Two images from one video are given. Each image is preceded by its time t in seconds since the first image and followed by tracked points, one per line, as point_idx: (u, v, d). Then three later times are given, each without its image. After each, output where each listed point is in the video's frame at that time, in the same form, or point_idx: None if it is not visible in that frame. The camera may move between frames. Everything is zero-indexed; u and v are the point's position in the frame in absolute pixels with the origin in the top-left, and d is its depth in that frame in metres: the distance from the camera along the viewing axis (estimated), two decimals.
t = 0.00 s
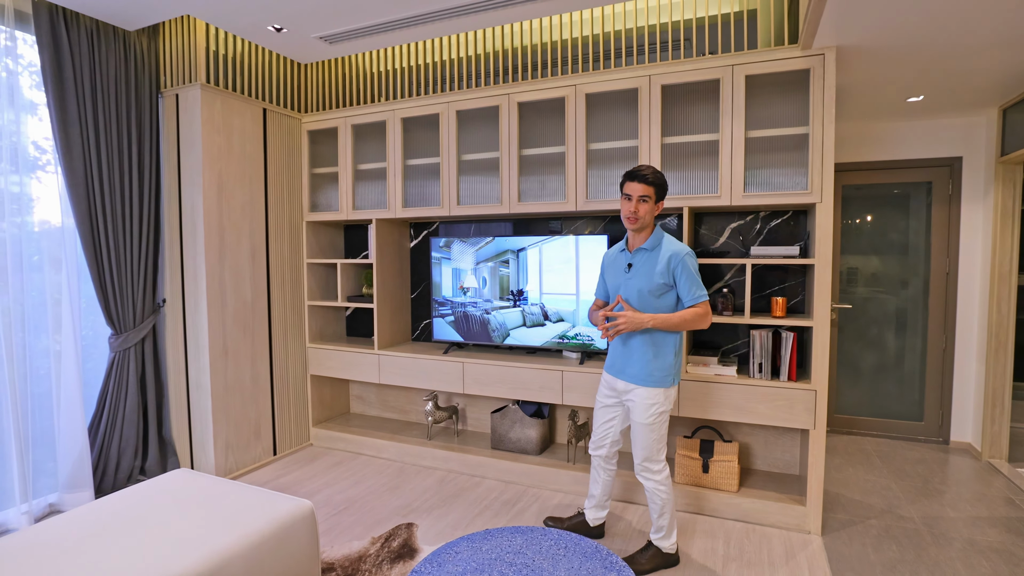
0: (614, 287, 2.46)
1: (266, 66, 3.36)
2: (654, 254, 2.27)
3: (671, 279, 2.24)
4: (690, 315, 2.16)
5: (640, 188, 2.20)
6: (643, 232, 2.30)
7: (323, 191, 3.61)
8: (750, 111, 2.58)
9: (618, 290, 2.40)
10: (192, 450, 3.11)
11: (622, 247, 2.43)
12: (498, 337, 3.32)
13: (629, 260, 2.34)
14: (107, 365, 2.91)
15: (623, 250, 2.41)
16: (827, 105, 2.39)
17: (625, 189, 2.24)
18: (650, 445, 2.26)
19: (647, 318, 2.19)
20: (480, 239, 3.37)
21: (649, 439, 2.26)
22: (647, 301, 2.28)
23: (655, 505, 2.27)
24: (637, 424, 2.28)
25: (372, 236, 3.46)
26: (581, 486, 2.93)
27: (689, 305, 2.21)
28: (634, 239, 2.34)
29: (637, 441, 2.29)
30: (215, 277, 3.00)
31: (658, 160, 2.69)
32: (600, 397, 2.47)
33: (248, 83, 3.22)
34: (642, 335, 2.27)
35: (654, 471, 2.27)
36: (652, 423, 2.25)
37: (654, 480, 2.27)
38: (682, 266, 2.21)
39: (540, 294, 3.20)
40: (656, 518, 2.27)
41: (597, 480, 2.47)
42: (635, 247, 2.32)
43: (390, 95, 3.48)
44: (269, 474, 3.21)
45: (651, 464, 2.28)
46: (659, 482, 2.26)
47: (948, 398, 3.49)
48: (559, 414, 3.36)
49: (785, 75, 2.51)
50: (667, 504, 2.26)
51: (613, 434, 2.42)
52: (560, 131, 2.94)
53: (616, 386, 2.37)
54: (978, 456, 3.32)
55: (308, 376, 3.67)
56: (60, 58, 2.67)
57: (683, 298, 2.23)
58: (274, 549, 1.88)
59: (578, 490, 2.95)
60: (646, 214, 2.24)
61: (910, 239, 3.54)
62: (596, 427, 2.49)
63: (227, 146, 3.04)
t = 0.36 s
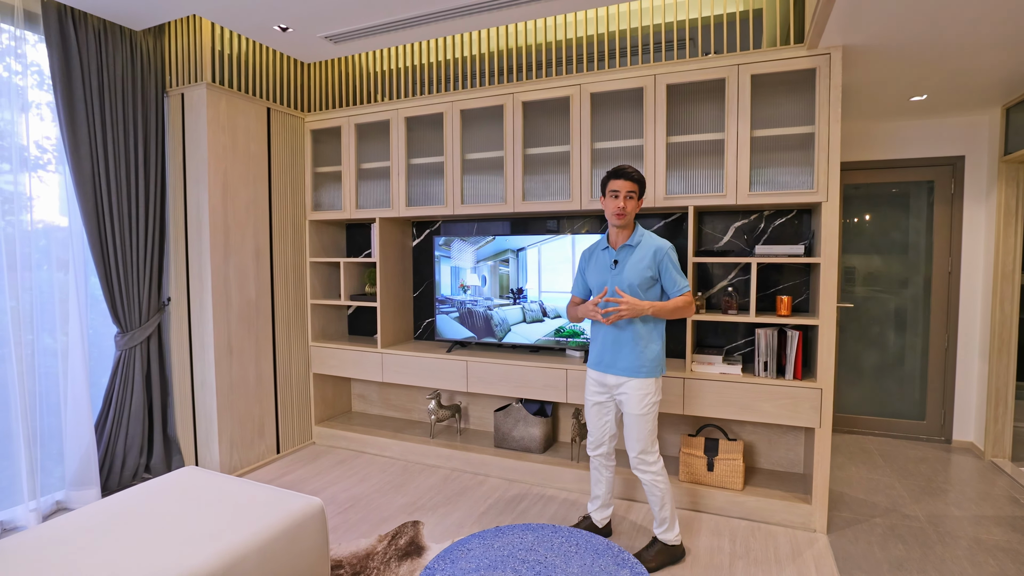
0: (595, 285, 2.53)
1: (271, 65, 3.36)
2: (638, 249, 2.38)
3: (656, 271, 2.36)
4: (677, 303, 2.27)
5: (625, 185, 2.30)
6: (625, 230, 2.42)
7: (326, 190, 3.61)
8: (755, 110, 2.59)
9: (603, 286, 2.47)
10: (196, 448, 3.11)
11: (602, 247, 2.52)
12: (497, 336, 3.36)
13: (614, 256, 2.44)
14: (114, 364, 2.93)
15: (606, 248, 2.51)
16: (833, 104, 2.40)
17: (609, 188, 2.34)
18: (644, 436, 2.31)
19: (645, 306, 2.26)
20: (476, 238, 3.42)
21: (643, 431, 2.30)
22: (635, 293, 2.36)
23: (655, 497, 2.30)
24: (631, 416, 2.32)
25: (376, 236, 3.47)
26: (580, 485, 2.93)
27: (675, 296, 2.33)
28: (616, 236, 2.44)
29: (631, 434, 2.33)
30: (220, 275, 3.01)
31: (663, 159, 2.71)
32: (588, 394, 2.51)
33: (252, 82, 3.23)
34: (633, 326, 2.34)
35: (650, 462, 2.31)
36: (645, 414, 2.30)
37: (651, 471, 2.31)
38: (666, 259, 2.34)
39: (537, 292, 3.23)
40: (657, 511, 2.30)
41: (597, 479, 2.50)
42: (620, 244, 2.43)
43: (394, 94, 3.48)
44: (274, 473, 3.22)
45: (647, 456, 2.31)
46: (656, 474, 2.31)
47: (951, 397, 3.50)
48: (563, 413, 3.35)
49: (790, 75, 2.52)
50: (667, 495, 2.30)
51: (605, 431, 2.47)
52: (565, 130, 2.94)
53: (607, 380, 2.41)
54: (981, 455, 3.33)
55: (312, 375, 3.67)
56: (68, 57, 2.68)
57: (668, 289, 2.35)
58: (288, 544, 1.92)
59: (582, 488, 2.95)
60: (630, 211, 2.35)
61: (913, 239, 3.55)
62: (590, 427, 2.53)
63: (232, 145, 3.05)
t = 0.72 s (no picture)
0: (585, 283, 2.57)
1: (273, 63, 3.35)
2: (628, 248, 2.48)
3: (645, 269, 2.49)
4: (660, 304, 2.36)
5: (611, 185, 2.40)
6: (612, 229, 2.50)
7: (327, 188, 3.60)
8: (759, 111, 2.62)
9: (595, 283, 2.52)
10: (197, 448, 3.08)
11: (589, 245, 2.58)
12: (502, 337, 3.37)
13: (606, 255, 2.50)
14: (114, 364, 2.89)
15: (594, 247, 2.56)
16: (836, 105, 2.45)
17: (596, 188, 2.42)
18: (643, 427, 2.40)
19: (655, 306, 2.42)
20: (476, 237, 3.43)
21: (642, 421, 2.40)
22: (630, 289, 2.45)
23: (655, 486, 2.40)
24: (630, 408, 2.41)
25: (379, 235, 3.45)
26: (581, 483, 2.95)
27: (661, 293, 2.49)
28: (604, 236, 2.52)
29: (630, 426, 2.41)
30: (223, 273, 2.99)
31: (668, 158, 2.73)
32: (581, 390, 2.56)
33: (255, 79, 3.22)
34: (629, 321, 2.44)
35: (648, 453, 2.40)
36: (643, 406, 2.40)
37: (649, 461, 2.41)
38: (654, 257, 2.49)
39: (537, 290, 3.25)
40: (656, 499, 2.40)
41: (599, 475, 2.53)
42: (610, 243, 2.50)
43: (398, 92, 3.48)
44: (277, 472, 3.20)
45: (646, 445, 2.41)
46: (654, 463, 2.41)
47: (946, 394, 3.57)
48: (566, 412, 3.37)
49: (794, 76, 2.56)
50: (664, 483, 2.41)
51: (602, 425, 2.53)
52: (570, 130, 2.97)
53: (603, 375, 2.47)
54: (975, 451, 3.41)
55: (313, 374, 3.66)
56: (69, 53, 2.65)
57: (654, 287, 2.51)
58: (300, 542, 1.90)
59: (587, 485, 2.97)
60: (617, 210, 2.44)
61: (908, 238, 3.63)
62: (586, 423, 2.57)
63: (235, 142, 3.03)
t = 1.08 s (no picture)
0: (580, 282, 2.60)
1: (273, 61, 3.33)
2: (623, 247, 2.53)
3: (639, 267, 2.54)
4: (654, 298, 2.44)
5: (603, 187, 2.42)
6: (607, 228, 2.53)
7: (327, 187, 3.59)
8: (759, 113, 2.69)
9: (590, 283, 2.55)
10: (196, 448, 3.04)
11: (584, 245, 2.61)
12: (505, 335, 3.38)
13: (601, 254, 2.54)
14: (111, 363, 2.84)
15: (589, 247, 2.59)
16: (833, 107, 2.52)
17: (588, 190, 2.46)
18: (642, 422, 2.45)
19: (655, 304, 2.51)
20: (474, 237, 3.43)
21: (641, 414, 2.45)
22: (626, 287, 2.50)
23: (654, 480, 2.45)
24: (629, 402, 2.45)
25: (381, 233, 3.45)
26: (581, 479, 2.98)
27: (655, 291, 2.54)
28: (599, 235, 2.56)
29: (629, 421, 2.46)
30: (222, 271, 2.96)
31: (670, 159, 2.79)
32: (579, 387, 2.59)
33: (255, 76, 3.20)
34: (626, 318, 2.49)
35: (647, 447, 2.45)
36: (641, 400, 2.45)
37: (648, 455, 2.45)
38: (648, 256, 2.55)
39: (534, 288, 3.28)
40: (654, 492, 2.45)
41: (601, 470, 2.57)
42: (606, 243, 2.54)
43: (399, 91, 3.49)
44: (277, 472, 3.18)
45: (645, 438, 2.46)
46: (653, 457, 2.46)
47: (933, 389, 3.69)
48: (567, 409, 3.41)
49: (793, 80, 2.63)
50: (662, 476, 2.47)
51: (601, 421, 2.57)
52: (573, 130, 3.01)
53: (601, 371, 2.51)
54: (961, 444, 3.52)
55: (312, 374, 3.64)
56: (66, 47, 2.60)
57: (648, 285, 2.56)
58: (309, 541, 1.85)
59: (589, 481, 3.00)
60: (610, 211, 2.47)
61: (897, 238, 3.74)
62: (586, 420, 2.60)
63: (235, 140, 3.01)
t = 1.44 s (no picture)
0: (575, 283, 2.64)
1: (275, 63, 3.35)
2: (616, 247, 2.57)
3: (632, 267, 2.58)
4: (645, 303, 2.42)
5: (594, 190, 2.47)
6: (600, 230, 2.57)
7: (327, 187, 3.61)
8: (755, 116, 2.74)
9: (585, 283, 2.60)
10: (199, 446, 3.06)
11: (578, 247, 2.65)
12: (501, 332, 3.43)
13: (594, 255, 2.58)
14: (116, 362, 2.85)
15: (582, 248, 2.63)
16: (828, 111, 2.58)
17: (580, 193, 2.51)
18: (638, 418, 2.50)
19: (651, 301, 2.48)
20: (468, 237, 3.48)
21: (637, 410, 2.50)
22: (620, 287, 2.54)
23: (650, 474, 2.50)
24: (625, 398, 2.50)
25: (381, 234, 3.49)
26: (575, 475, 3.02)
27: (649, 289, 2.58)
28: (593, 237, 2.59)
29: (626, 417, 2.51)
30: (225, 271, 2.98)
31: (668, 160, 2.84)
32: (576, 385, 2.64)
33: (257, 77, 3.22)
34: (621, 317, 2.53)
35: (643, 442, 2.50)
36: (637, 397, 2.50)
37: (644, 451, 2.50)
38: (642, 255, 2.58)
39: (529, 287, 3.32)
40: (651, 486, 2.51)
41: (601, 466, 2.61)
42: (599, 244, 2.58)
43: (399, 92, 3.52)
44: (280, 470, 3.20)
45: (642, 433, 2.50)
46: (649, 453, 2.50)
47: (924, 387, 3.77)
48: (565, 407, 3.46)
49: (788, 83, 2.69)
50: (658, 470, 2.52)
51: (599, 418, 2.62)
52: (573, 131, 3.05)
53: (597, 368, 2.56)
54: (952, 440, 3.60)
55: (313, 373, 3.66)
56: (73, 47, 2.61)
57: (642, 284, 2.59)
58: (318, 535, 1.89)
59: (588, 477, 3.05)
60: (602, 212, 2.50)
61: (888, 239, 3.81)
62: (584, 417, 2.65)
63: (238, 140, 3.03)
